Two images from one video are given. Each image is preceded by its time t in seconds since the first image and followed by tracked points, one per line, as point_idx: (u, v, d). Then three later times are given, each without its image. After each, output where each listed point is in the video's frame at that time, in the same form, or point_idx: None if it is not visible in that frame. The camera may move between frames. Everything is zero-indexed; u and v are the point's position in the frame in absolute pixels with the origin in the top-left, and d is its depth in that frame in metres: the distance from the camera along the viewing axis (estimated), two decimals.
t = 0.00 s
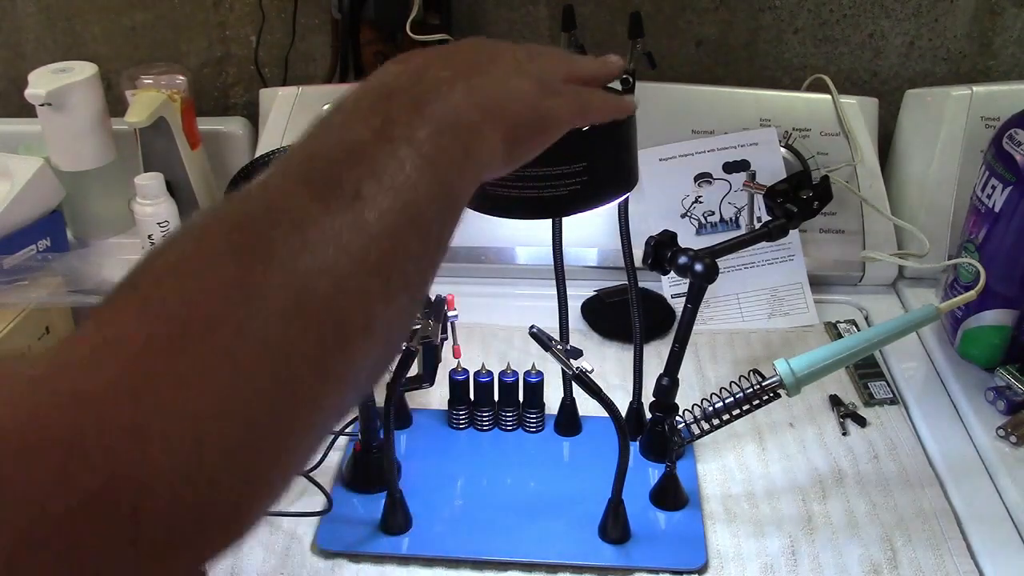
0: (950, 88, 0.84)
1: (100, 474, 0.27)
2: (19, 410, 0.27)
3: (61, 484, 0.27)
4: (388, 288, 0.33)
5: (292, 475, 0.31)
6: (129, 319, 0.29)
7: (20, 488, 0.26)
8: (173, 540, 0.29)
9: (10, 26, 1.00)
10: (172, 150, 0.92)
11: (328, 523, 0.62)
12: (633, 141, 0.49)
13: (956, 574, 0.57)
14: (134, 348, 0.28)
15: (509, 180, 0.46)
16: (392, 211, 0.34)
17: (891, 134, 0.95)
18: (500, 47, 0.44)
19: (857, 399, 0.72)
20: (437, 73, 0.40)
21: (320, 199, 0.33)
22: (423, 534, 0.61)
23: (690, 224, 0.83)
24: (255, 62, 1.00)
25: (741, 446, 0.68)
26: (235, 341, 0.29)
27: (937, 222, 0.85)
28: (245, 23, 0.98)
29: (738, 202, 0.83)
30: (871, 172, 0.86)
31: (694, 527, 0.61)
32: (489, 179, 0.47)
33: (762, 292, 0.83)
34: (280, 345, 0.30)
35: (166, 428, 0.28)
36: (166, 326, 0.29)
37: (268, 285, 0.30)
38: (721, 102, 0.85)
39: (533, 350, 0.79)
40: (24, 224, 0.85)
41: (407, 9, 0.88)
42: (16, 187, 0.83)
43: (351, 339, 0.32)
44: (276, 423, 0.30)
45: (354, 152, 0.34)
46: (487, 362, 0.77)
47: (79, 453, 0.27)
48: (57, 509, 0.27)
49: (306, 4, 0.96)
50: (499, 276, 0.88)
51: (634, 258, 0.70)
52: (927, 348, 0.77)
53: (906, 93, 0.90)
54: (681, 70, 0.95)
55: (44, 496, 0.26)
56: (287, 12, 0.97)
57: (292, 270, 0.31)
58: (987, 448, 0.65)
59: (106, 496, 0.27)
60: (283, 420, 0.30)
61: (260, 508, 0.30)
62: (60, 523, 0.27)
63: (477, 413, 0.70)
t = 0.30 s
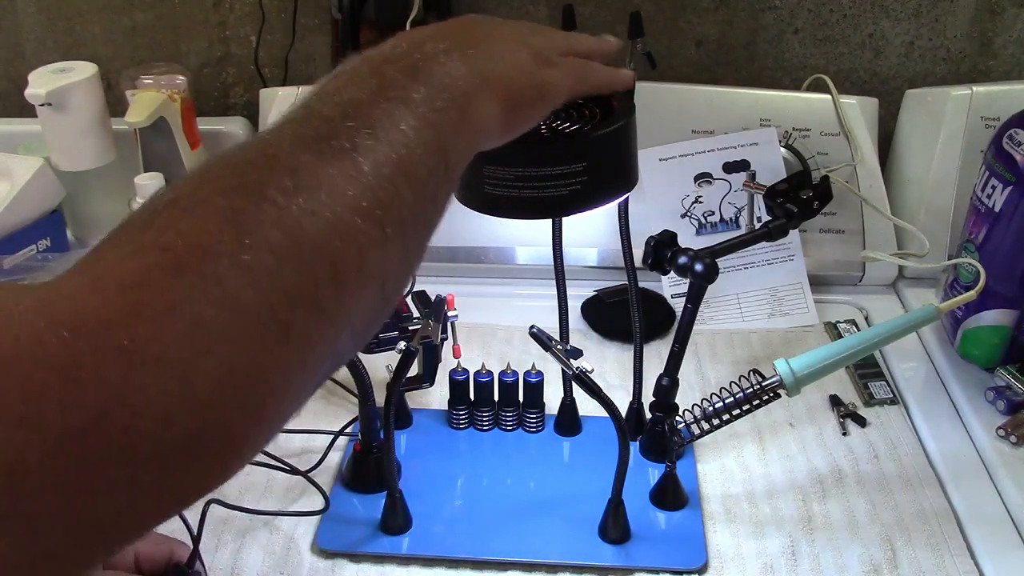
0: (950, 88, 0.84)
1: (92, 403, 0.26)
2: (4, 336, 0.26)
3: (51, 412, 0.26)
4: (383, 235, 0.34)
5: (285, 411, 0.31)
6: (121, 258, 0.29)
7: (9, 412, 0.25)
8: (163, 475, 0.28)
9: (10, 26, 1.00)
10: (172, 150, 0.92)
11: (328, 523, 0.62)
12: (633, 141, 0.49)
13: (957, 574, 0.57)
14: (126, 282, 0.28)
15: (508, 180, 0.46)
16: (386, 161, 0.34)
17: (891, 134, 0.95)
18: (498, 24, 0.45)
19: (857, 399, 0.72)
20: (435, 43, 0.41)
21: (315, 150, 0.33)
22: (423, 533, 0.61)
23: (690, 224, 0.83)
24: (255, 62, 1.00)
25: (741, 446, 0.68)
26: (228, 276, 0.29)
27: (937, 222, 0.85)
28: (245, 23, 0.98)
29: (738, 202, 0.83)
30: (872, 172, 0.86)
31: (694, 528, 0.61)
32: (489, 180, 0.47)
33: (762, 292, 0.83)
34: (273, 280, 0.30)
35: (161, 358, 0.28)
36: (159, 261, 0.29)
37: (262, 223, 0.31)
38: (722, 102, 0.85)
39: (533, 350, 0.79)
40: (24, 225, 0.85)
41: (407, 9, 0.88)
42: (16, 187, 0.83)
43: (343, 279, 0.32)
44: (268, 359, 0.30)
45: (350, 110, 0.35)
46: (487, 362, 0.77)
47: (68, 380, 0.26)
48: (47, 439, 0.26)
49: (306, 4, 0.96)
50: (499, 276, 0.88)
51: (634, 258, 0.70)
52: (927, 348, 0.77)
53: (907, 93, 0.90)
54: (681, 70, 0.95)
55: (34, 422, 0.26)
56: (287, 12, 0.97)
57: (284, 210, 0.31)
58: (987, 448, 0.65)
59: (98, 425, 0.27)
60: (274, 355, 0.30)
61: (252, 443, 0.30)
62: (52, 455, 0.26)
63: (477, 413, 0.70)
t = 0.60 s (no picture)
0: (950, 88, 0.84)
1: (92, 413, 0.26)
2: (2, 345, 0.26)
3: (51, 422, 0.26)
4: (386, 236, 0.33)
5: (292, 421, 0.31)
6: (123, 266, 0.29)
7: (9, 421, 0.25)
8: (166, 487, 0.28)
9: (10, 26, 1.00)
10: (173, 150, 0.92)
11: (328, 523, 0.62)
12: (633, 141, 0.49)
13: (956, 574, 0.57)
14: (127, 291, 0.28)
15: (508, 180, 0.46)
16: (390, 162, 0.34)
17: (891, 134, 0.95)
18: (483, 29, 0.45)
19: (857, 399, 0.72)
20: (424, 46, 0.41)
21: (316, 151, 0.33)
22: (423, 534, 0.61)
23: (690, 224, 0.83)
24: (255, 62, 1.00)
25: (741, 446, 0.68)
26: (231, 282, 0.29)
27: (937, 222, 0.85)
28: (245, 23, 0.98)
29: (738, 202, 0.83)
30: (871, 172, 0.86)
31: (694, 528, 0.61)
32: (489, 180, 0.47)
33: (762, 292, 0.83)
34: (276, 286, 0.30)
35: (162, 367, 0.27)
36: (160, 268, 0.29)
37: (265, 227, 0.30)
38: (722, 102, 0.85)
39: (533, 350, 0.79)
40: (24, 225, 0.85)
41: (407, 9, 0.88)
42: (16, 187, 0.83)
43: (350, 282, 0.32)
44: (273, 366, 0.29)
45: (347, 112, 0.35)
46: (487, 361, 0.77)
47: (69, 391, 0.26)
48: (47, 450, 0.26)
49: (307, 4, 0.96)
50: (499, 276, 0.88)
51: (634, 258, 0.70)
52: (927, 348, 0.77)
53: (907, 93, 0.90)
54: (681, 70, 0.95)
55: (33, 431, 0.25)
56: (287, 12, 0.97)
57: (288, 212, 0.31)
58: (987, 448, 0.65)
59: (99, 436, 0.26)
60: (278, 362, 0.29)
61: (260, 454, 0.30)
62: (52, 468, 0.26)
63: (477, 413, 0.71)
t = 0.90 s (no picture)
0: (950, 88, 0.84)
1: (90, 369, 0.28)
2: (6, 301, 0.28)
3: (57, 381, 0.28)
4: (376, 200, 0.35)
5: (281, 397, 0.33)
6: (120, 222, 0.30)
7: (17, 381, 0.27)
8: (168, 440, 0.30)
9: (10, 26, 1.00)
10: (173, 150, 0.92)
11: (328, 523, 0.62)
12: (633, 141, 0.49)
13: (956, 574, 0.57)
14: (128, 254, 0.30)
15: (508, 180, 0.46)
16: (375, 142, 0.35)
17: (890, 134, 0.95)
18: None
19: (857, 399, 0.72)
20: None
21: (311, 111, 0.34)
22: (423, 534, 0.61)
23: (691, 224, 0.83)
24: (254, 61, 1.00)
25: (741, 446, 0.68)
26: (214, 260, 0.31)
27: (937, 222, 0.85)
28: (245, 23, 0.98)
29: (738, 202, 0.83)
30: (872, 172, 0.86)
31: (694, 528, 0.61)
32: (489, 180, 0.47)
33: (762, 291, 0.83)
34: (271, 252, 0.32)
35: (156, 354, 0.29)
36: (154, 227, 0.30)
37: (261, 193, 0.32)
38: (722, 103, 0.85)
39: (533, 350, 0.79)
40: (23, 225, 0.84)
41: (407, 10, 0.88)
42: (16, 188, 0.83)
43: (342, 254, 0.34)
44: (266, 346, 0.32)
45: (336, 85, 0.35)
46: (487, 362, 0.77)
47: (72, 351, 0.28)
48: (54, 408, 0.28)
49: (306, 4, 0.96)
50: (499, 276, 0.88)
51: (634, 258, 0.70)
52: (927, 348, 0.77)
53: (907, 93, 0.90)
54: (681, 70, 0.95)
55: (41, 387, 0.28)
56: (287, 12, 0.97)
57: (282, 180, 0.32)
58: (987, 448, 0.65)
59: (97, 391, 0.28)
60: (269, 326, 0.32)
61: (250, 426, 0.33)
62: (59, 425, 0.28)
63: (477, 413, 0.71)
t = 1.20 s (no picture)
0: (950, 88, 0.84)
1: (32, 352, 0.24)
2: None
3: None
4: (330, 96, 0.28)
5: (279, 320, 0.29)
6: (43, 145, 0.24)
7: None
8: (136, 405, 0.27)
9: (11, 27, 1.00)
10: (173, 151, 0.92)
11: (328, 523, 0.62)
12: (633, 141, 0.49)
13: (956, 574, 0.57)
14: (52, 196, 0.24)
15: (508, 180, 0.46)
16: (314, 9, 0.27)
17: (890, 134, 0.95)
18: None
19: (857, 399, 0.72)
20: None
21: None
22: (423, 534, 0.61)
23: (690, 224, 0.83)
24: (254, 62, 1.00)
25: (741, 447, 0.68)
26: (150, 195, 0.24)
27: (937, 222, 0.85)
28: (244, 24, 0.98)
29: (738, 202, 0.83)
30: (872, 173, 0.86)
31: (694, 528, 0.61)
32: (489, 180, 0.47)
33: (762, 291, 0.83)
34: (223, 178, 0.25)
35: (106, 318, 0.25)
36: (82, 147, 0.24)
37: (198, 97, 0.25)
38: (722, 103, 0.85)
39: (533, 351, 0.79)
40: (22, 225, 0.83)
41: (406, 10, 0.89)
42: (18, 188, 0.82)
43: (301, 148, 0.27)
44: (245, 280, 0.26)
45: None
46: (487, 362, 0.77)
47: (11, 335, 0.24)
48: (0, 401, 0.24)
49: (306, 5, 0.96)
50: (498, 276, 0.88)
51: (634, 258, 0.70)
52: (927, 348, 0.77)
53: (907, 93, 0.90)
54: (681, 70, 0.95)
55: None
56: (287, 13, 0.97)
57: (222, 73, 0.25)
58: (987, 448, 0.65)
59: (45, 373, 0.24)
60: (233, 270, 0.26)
61: (251, 359, 0.29)
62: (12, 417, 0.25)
63: (477, 413, 0.71)
